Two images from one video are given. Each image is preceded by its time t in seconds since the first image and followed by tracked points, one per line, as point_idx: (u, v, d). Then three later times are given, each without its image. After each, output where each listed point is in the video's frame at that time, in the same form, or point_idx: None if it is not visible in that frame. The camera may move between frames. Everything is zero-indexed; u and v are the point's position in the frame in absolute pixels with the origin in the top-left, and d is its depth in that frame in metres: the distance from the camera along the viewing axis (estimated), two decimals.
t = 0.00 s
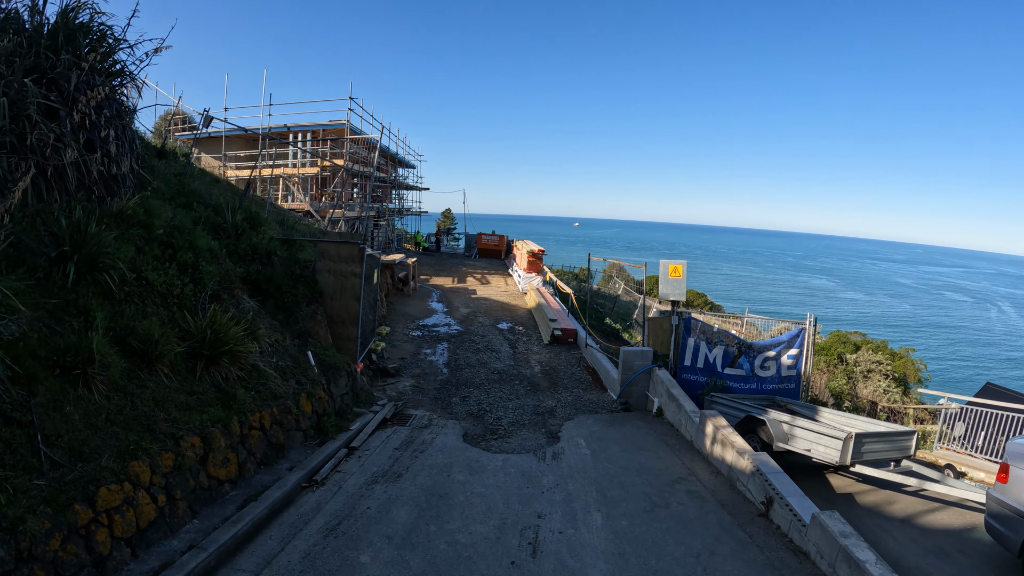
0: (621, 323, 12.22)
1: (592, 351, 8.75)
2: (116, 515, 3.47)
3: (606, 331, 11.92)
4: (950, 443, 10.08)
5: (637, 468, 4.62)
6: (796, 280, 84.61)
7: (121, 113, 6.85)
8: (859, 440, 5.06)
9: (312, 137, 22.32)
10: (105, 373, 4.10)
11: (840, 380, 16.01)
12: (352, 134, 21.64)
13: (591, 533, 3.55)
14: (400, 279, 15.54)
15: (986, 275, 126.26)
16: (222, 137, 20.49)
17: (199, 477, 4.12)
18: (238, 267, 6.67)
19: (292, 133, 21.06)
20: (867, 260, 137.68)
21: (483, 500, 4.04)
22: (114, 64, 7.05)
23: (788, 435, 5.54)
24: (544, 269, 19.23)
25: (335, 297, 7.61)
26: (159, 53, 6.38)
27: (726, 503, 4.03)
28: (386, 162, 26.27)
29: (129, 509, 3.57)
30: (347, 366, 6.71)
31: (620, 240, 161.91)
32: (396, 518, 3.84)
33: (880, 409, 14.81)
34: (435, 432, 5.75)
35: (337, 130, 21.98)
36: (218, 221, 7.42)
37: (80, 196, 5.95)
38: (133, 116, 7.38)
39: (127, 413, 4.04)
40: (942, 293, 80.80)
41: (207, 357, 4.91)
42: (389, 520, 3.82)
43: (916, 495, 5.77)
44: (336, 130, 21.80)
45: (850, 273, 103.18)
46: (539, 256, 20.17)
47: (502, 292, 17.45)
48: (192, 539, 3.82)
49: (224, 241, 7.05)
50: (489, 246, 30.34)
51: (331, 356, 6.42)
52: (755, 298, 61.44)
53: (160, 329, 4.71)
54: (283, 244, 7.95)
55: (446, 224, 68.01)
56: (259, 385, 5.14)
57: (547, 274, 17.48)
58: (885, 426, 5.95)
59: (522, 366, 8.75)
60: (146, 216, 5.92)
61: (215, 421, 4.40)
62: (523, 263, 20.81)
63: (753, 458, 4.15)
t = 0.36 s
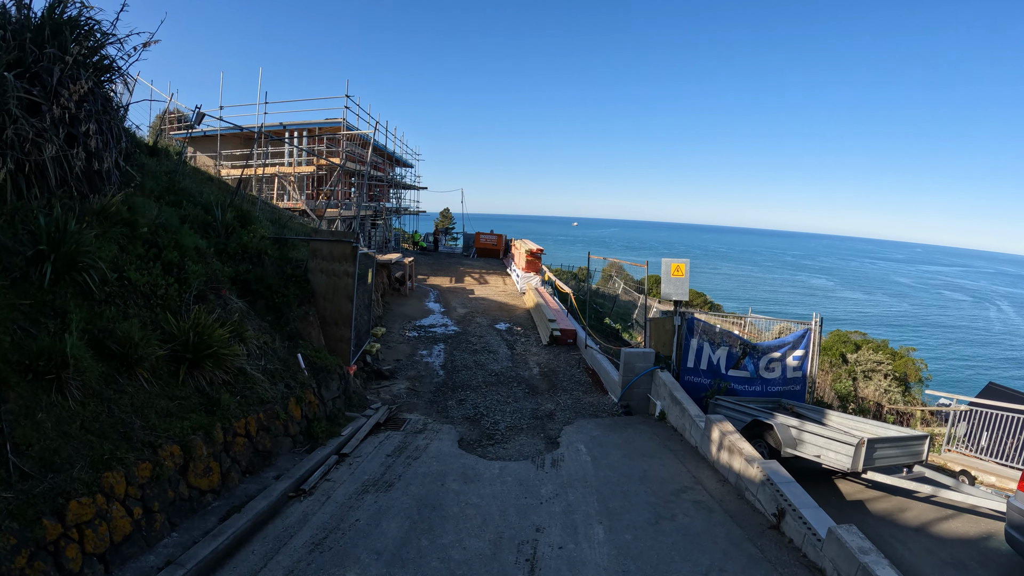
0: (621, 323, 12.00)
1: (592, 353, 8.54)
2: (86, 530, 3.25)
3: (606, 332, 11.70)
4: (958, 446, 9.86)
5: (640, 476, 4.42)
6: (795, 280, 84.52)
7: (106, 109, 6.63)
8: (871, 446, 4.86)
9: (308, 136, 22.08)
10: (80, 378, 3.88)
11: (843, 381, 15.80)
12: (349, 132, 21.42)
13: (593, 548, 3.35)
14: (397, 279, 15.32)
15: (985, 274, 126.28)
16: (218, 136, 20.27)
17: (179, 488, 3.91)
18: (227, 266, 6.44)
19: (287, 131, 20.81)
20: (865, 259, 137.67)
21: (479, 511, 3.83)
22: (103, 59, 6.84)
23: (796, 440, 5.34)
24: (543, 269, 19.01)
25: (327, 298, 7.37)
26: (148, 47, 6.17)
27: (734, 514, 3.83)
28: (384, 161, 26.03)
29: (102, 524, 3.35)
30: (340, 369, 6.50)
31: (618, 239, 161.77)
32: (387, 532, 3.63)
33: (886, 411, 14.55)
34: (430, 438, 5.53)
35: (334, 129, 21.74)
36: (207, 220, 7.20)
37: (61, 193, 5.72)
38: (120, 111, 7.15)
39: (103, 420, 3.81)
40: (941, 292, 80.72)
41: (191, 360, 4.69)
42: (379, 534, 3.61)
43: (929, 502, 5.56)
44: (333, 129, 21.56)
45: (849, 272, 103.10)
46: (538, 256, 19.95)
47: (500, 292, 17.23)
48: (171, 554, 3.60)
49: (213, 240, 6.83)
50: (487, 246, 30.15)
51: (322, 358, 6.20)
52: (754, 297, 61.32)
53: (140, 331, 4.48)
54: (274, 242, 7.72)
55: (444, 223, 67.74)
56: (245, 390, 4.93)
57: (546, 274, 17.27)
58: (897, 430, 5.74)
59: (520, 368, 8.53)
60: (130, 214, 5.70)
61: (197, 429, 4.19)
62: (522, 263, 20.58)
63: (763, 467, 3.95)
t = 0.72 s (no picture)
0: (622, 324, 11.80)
1: (593, 355, 8.34)
2: (59, 546, 3.05)
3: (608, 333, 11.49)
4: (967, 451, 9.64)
5: (645, 485, 4.22)
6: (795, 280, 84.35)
7: (94, 105, 6.42)
8: (885, 453, 4.66)
9: (306, 135, 21.86)
10: (57, 384, 3.67)
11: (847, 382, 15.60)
12: (347, 131, 21.21)
13: (597, 565, 3.16)
14: (395, 280, 15.10)
15: (985, 274, 126.21)
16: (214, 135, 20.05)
17: (160, 500, 3.72)
18: (216, 267, 6.24)
19: (285, 129, 20.60)
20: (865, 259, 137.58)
21: (476, 524, 3.64)
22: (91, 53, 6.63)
23: (805, 447, 5.15)
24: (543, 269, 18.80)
25: (320, 299, 7.16)
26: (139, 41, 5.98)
27: (745, 527, 3.64)
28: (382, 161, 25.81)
29: (76, 539, 3.15)
30: (333, 372, 6.29)
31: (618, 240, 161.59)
32: (379, 547, 3.43)
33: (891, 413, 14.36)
34: (426, 444, 5.34)
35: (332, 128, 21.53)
36: (198, 219, 7.00)
37: (44, 192, 5.52)
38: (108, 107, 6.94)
39: (80, 428, 3.60)
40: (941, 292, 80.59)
41: (176, 365, 4.50)
42: (370, 550, 3.41)
43: (943, 511, 5.37)
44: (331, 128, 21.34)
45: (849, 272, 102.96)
46: (538, 256, 19.74)
47: (499, 293, 17.02)
48: (150, 570, 3.40)
49: (203, 240, 6.62)
50: (487, 246, 29.93)
51: (315, 361, 5.99)
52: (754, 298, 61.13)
53: (122, 334, 4.28)
54: (268, 242, 7.51)
55: (444, 223, 67.53)
56: (233, 395, 4.73)
57: (546, 274, 17.07)
58: (910, 436, 5.54)
59: (520, 371, 8.33)
60: (116, 212, 5.49)
61: (180, 437, 4.00)
62: (521, 263, 20.37)
63: (775, 477, 3.76)
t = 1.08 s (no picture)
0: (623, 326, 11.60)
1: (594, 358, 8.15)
2: (29, 564, 2.85)
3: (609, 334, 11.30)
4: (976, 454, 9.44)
5: (650, 496, 4.04)
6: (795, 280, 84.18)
7: (82, 101, 6.24)
8: (900, 461, 4.47)
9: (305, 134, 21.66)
10: (32, 390, 3.45)
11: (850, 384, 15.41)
12: (346, 130, 21.02)
13: None
14: (393, 280, 14.90)
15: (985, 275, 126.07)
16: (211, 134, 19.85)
17: (140, 513, 3.53)
18: (206, 267, 6.04)
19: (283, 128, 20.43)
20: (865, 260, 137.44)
21: (473, 538, 3.46)
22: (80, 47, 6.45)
23: (815, 454, 4.97)
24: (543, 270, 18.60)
25: (314, 300, 6.97)
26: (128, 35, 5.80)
27: (757, 542, 3.45)
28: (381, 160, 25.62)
29: (48, 556, 2.95)
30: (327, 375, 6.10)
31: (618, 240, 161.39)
32: (371, 564, 3.24)
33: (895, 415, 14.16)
34: (422, 451, 5.15)
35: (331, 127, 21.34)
36: (190, 217, 6.82)
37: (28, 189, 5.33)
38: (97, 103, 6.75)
39: (55, 436, 3.40)
40: (942, 292, 80.42)
41: (161, 369, 4.32)
42: (361, 566, 3.21)
43: (959, 520, 5.16)
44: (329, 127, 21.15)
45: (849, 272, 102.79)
46: (538, 256, 19.55)
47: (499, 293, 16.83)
48: None
49: (193, 239, 6.43)
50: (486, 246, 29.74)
51: (308, 365, 5.79)
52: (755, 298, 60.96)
53: (104, 338, 4.08)
54: (261, 241, 7.32)
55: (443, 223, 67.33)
56: (220, 401, 4.54)
57: (546, 274, 16.89)
58: (923, 443, 5.34)
59: (519, 373, 8.13)
60: (101, 211, 5.30)
61: (162, 446, 3.82)
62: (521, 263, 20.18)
63: (787, 489, 3.57)
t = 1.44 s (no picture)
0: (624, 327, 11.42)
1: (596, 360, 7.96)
2: None
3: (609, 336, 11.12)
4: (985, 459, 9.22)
5: (655, 506, 3.84)
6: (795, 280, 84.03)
7: (70, 95, 6.06)
8: (915, 469, 4.28)
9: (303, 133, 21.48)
10: (6, 396, 3.21)
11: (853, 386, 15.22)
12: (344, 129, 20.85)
13: None
14: (391, 280, 14.71)
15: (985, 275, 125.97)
16: (208, 132, 19.66)
17: (117, 526, 3.34)
18: (195, 266, 5.85)
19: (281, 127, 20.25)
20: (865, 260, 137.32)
21: (470, 553, 3.26)
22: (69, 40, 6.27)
23: (825, 461, 4.78)
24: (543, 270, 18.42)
25: (307, 301, 6.79)
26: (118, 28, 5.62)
27: (769, 557, 3.26)
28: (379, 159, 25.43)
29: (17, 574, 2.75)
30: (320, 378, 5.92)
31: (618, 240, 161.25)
32: None
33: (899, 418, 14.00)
34: (417, 458, 4.97)
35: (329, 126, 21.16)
36: (180, 216, 6.64)
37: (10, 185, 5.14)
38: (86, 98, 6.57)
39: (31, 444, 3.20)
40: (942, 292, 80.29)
41: (143, 374, 4.12)
42: None
43: (974, 529, 4.97)
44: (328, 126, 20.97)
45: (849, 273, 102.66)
46: (537, 256, 19.37)
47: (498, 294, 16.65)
48: None
49: (183, 238, 6.24)
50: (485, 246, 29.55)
51: (300, 368, 5.61)
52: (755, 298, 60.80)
53: (83, 341, 3.89)
54: (253, 240, 7.12)
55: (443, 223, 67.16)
56: (206, 406, 4.35)
57: (546, 274, 16.71)
58: (936, 449, 5.15)
59: (519, 376, 7.94)
60: (85, 208, 5.11)
61: (141, 455, 3.63)
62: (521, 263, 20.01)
63: (801, 501, 3.38)
